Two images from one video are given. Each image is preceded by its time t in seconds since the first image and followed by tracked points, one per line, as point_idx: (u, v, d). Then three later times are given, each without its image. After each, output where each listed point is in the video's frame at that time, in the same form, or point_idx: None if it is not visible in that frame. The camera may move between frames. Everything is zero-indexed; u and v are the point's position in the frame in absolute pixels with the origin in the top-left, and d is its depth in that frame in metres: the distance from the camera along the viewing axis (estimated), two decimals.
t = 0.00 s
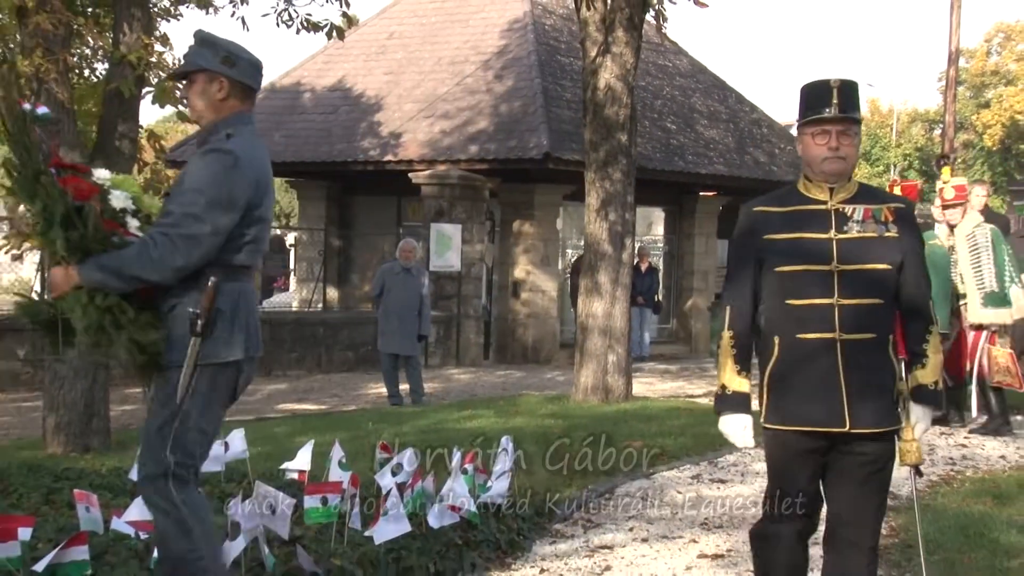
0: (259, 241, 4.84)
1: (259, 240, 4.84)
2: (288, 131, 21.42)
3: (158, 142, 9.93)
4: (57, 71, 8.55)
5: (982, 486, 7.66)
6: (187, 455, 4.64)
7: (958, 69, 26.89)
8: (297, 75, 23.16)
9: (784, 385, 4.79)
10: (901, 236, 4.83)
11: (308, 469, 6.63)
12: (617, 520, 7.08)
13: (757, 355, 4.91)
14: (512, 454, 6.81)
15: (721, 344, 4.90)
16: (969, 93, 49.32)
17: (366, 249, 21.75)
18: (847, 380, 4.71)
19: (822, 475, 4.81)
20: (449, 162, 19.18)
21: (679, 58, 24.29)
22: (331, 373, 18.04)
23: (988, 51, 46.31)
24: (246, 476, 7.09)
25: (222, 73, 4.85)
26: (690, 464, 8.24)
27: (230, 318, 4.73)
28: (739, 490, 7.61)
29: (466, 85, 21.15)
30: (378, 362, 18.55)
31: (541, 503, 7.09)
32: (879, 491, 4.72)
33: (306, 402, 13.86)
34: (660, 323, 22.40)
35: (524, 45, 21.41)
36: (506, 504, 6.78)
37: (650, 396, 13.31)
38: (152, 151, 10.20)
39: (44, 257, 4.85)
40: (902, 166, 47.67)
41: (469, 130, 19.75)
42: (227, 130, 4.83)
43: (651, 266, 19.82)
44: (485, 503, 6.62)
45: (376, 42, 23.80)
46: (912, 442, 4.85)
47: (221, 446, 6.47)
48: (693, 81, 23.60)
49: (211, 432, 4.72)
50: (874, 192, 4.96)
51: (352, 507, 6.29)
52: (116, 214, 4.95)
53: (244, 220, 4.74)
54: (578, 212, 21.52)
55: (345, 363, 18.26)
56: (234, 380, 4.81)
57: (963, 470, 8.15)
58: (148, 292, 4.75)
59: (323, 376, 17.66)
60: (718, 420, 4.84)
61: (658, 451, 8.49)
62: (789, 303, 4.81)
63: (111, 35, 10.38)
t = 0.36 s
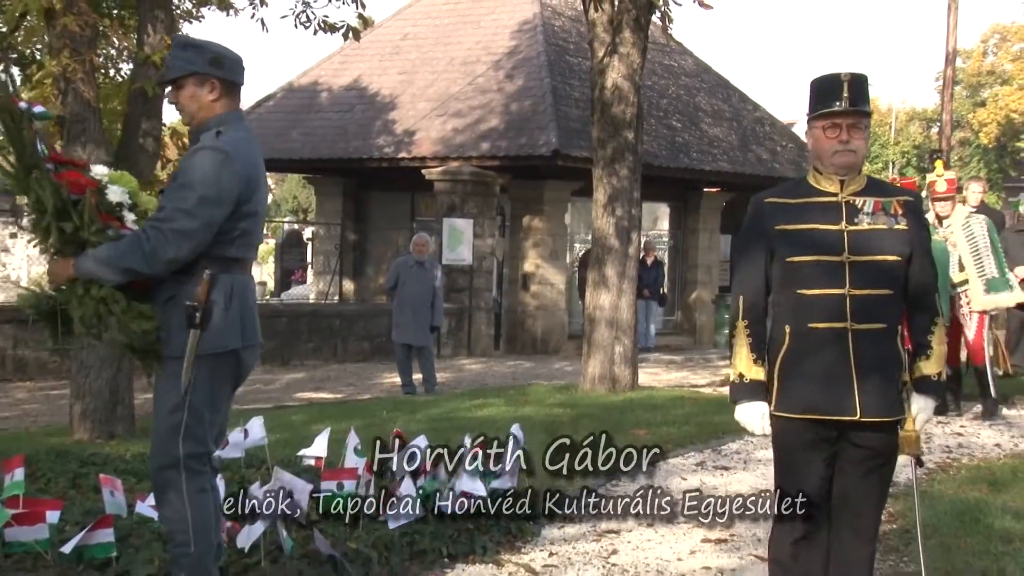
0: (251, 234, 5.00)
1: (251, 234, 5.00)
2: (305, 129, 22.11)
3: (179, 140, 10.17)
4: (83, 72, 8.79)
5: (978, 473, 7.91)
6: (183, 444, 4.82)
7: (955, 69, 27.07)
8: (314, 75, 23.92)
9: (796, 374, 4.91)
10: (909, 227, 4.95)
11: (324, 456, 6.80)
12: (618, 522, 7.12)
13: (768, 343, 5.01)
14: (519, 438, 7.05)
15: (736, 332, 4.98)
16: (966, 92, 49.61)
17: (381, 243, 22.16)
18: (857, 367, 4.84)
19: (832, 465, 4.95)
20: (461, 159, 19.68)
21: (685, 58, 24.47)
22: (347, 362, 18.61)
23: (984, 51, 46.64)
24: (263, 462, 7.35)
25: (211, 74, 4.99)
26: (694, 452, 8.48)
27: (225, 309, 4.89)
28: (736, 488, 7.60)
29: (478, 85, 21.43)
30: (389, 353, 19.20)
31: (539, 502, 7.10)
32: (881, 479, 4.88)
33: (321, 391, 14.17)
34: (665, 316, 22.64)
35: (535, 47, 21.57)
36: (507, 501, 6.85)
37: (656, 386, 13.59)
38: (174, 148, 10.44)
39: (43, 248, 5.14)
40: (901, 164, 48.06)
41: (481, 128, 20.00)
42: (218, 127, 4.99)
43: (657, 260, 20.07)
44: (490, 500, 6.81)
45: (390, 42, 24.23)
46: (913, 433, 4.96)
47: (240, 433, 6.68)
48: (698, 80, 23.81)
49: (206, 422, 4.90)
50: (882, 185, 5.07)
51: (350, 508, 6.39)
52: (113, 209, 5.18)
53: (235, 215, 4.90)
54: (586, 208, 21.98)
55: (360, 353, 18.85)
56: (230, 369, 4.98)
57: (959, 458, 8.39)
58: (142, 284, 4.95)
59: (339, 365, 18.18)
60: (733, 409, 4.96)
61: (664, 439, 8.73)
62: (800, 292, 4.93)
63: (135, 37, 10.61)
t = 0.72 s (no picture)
0: (266, 228, 5.16)
1: (266, 228, 5.15)
2: (327, 128, 22.60)
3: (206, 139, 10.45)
4: (113, 73, 9.03)
5: (978, 463, 8.14)
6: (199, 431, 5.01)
7: (956, 70, 27.23)
8: (335, 77, 24.56)
9: (774, 368, 4.96)
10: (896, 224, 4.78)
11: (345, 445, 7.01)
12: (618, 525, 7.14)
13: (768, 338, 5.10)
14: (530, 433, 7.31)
15: (739, 325, 5.18)
16: (967, 93, 49.71)
17: (398, 239, 22.54)
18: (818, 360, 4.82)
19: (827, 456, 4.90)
20: (477, 157, 20.10)
21: (694, 60, 24.66)
22: (366, 353, 19.14)
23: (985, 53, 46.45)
24: (285, 451, 7.62)
25: (219, 76, 5.16)
26: (702, 442, 8.70)
27: (242, 301, 5.05)
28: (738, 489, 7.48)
29: (494, 86, 21.99)
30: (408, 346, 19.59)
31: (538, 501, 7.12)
32: (873, 462, 4.79)
33: (341, 381, 14.49)
34: (674, 309, 22.84)
35: (548, 49, 22.23)
36: (507, 502, 6.88)
37: (664, 378, 13.83)
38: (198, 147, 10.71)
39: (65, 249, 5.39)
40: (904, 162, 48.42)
41: (495, 127, 20.64)
42: (228, 127, 5.15)
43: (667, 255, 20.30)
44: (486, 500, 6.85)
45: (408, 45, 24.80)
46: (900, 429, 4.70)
47: (263, 423, 6.93)
48: (707, 81, 24.01)
49: (224, 412, 5.08)
50: (882, 181, 4.90)
51: (350, 508, 6.22)
52: (129, 210, 5.43)
53: (249, 211, 5.07)
54: (597, 204, 22.25)
55: (379, 345, 19.38)
56: (249, 361, 5.14)
57: (960, 448, 8.62)
58: (163, 283, 5.13)
59: (358, 357, 18.73)
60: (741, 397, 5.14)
61: (672, 429, 8.95)
62: (781, 288, 4.98)
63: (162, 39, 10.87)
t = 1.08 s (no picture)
0: (260, 230, 5.32)
1: (261, 229, 5.32)
2: (349, 128, 22.97)
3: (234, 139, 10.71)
4: (143, 75, 9.27)
5: (982, 454, 8.38)
6: (202, 432, 5.14)
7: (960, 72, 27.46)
8: (357, 79, 25.00)
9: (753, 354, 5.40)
10: (840, 225, 5.03)
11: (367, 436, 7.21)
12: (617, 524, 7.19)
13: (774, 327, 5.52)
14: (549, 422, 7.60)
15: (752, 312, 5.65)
16: (971, 95, 50.06)
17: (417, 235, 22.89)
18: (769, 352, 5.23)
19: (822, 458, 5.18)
20: (494, 156, 20.43)
21: (705, 62, 24.85)
22: (388, 346, 19.87)
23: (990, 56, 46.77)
24: (308, 441, 7.89)
25: (210, 83, 5.30)
26: (712, 433, 8.93)
27: (242, 302, 5.22)
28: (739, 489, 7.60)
29: (510, 87, 22.36)
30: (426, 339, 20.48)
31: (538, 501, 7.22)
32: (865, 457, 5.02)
33: (362, 373, 14.80)
34: (685, 304, 23.03)
35: (563, 52, 22.66)
36: (506, 501, 7.02)
37: (676, 371, 14.09)
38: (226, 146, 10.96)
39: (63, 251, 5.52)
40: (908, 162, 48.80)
41: (512, 128, 20.99)
42: (221, 133, 5.29)
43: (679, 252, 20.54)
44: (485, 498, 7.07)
45: (428, 48, 25.22)
46: (847, 422, 4.83)
47: (288, 413, 7.17)
48: (717, 83, 24.23)
49: (225, 412, 5.24)
50: (848, 183, 5.12)
51: (350, 508, 6.35)
52: (129, 215, 5.60)
53: (246, 215, 5.23)
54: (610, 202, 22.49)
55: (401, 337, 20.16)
56: (249, 359, 5.32)
57: (964, 440, 8.87)
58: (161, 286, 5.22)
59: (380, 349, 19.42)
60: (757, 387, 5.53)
61: (683, 421, 9.19)
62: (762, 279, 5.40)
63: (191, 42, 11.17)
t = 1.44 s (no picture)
0: (278, 224, 5.54)
1: (278, 223, 5.54)
2: (376, 129, 23.29)
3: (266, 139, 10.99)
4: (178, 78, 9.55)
5: (994, 446, 8.59)
6: (228, 418, 5.39)
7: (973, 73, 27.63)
8: (383, 80, 25.33)
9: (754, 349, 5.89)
10: (807, 219, 5.46)
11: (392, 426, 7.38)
12: (618, 524, 7.20)
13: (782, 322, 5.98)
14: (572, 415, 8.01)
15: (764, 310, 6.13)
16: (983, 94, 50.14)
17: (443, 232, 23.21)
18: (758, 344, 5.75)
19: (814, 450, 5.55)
20: (516, 155, 20.70)
21: (723, 63, 25.07)
22: (413, 339, 20.32)
23: (1001, 58, 46.95)
24: (338, 430, 8.16)
25: (220, 84, 5.46)
26: (729, 424, 9.14)
27: (266, 293, 5.46)
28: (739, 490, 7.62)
29: (532, 89, 22.63)
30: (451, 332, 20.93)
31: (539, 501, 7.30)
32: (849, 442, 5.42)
33: (388, 365, 15.13)
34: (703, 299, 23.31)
35: (583, 54, 22.97)
36: (507, 502, 7.13)
37: (693, 364, 14.32)
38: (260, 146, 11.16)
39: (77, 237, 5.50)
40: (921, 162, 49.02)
41: (534, 128, 21.26)
42: (233, 132, 5.45)
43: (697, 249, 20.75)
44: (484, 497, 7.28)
45: (452, 51, 25.54)
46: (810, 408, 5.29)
47: (318, 404, 7.39)
48: (734, 84, 24.46)
49: (249, 398, 5.48)
50: (822, 176, 5.51)
51: (350, 508, 6.62)
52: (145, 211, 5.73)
53: (263, 210, 5.43)
54: (630, 200, 22.74)
55: (426, 332, 20.68)
56: (273, 349, 5.54)
57: (975, 432, 9.09)
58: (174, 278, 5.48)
59: (405, 342, 19.90)
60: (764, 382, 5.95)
61: (700, 412, 9.41)
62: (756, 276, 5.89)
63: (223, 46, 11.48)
